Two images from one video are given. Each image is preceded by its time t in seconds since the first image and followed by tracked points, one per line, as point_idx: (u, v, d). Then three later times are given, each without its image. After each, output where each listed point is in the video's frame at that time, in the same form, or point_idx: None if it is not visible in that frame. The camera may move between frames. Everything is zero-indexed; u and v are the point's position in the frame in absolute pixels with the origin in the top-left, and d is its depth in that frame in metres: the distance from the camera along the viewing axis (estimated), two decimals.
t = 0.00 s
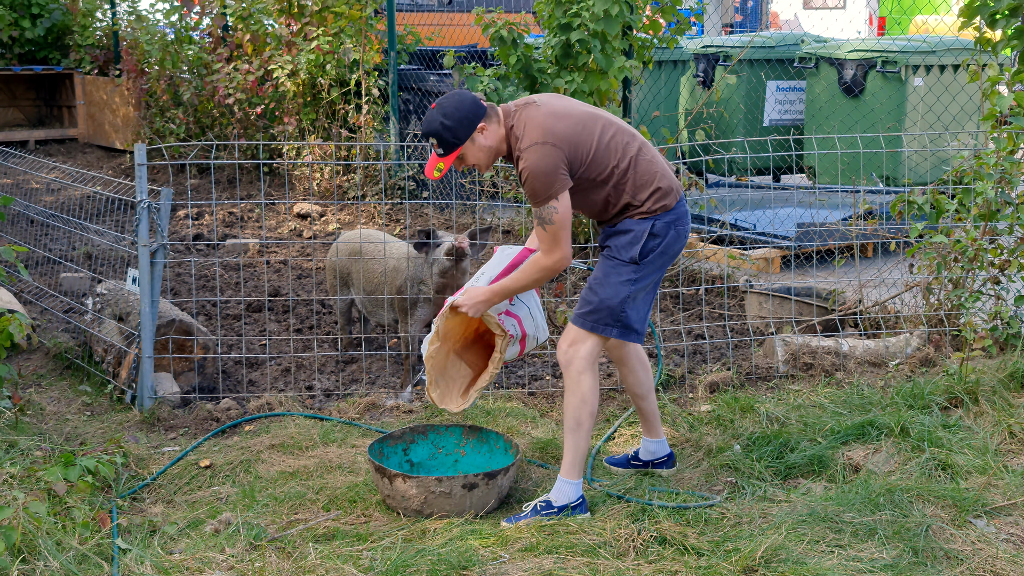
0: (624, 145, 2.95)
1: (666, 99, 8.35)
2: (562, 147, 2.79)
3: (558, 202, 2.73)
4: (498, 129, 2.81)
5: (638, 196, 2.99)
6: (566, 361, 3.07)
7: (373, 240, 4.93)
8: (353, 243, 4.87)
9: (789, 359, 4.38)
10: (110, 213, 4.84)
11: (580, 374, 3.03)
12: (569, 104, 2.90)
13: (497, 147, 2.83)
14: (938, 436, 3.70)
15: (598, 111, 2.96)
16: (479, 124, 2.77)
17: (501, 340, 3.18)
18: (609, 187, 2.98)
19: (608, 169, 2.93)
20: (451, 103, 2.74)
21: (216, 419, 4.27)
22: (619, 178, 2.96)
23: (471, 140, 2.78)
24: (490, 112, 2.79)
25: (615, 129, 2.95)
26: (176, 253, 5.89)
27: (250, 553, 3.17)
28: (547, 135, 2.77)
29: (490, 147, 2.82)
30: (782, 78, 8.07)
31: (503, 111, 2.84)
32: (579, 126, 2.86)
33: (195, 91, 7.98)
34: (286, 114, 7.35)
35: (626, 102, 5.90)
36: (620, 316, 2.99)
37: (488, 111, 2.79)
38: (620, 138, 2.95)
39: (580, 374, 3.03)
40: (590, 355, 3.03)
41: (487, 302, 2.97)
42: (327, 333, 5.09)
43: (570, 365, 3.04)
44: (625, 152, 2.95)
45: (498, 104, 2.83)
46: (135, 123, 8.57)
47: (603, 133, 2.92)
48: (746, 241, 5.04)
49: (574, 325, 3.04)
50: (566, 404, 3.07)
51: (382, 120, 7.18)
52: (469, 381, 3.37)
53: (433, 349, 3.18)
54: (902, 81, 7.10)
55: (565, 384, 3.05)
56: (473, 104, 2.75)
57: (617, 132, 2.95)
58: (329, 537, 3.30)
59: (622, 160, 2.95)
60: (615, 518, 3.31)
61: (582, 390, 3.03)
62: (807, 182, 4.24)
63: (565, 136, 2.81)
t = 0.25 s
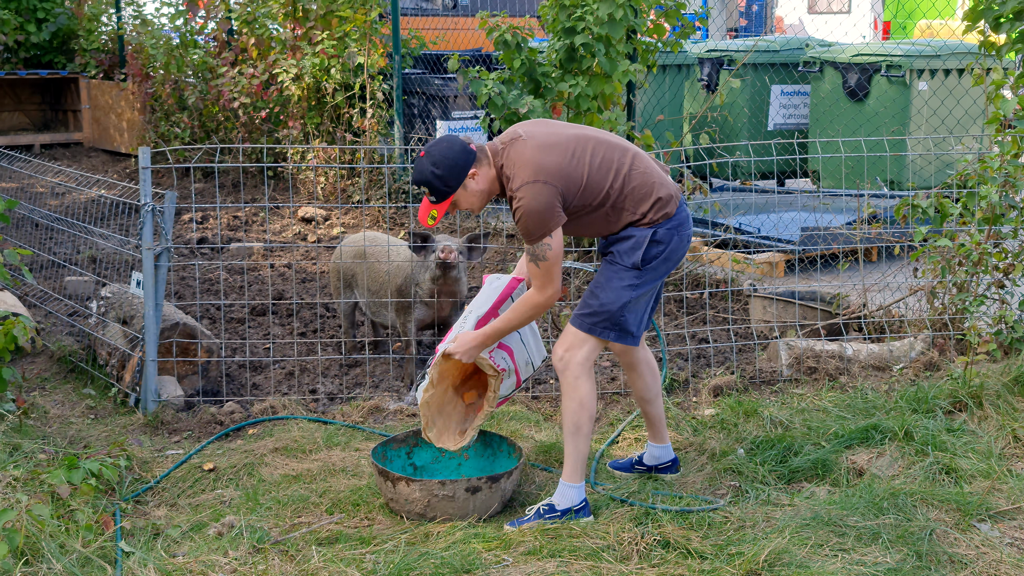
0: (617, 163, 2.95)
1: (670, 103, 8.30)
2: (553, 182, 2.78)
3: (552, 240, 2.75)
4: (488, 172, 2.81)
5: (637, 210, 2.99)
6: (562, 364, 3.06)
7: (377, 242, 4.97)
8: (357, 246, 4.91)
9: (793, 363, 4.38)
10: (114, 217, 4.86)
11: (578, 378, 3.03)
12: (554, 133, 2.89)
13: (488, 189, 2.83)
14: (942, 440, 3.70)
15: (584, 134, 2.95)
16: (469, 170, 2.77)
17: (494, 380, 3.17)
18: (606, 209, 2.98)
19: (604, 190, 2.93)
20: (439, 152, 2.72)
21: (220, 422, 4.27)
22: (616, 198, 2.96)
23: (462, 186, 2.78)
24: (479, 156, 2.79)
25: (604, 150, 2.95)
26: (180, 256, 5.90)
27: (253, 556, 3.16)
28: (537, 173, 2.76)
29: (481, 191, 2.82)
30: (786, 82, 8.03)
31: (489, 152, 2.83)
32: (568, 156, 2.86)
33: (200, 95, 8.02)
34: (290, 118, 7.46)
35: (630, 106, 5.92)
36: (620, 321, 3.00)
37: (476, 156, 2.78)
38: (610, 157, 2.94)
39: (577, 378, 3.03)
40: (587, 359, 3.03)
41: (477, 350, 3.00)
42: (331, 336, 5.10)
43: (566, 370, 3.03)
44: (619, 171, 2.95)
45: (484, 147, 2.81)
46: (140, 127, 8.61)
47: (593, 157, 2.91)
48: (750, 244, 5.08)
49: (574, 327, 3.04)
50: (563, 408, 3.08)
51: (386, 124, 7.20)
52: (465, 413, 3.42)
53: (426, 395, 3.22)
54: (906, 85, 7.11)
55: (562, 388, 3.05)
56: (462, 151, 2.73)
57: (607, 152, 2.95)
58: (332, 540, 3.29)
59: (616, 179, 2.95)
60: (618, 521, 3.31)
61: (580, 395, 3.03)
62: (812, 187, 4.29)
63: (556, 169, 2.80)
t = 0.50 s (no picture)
0: (613, 176, 2.94)
1: (675, 107, 8.30)
2: (553, 204, 2.74)
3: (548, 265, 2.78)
4: (486, 198, 2.77)
5: (637, 218, 2.98)
6: (564, 370, 3.04)
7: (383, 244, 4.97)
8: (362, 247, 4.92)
9: (798, 367, 4.40)
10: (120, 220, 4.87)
11: (579, 384, 3.01)
12: (548, 152, 2.85)
13: (487, 216, 2.80)
14: (948, 444, 3.70)
15: (579, 148, 2.92)
16: (468, 198, 2.73)
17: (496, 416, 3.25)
18: (605, 223, 2.96)
19: (603, 204, 2.91)
20: (438, 180, 2.68)
21: (225, 425, 4.28)
22: (615, 211, 2.95)
23: (461, 214, 2.75)
24: (476, 183, 2.75)
25: (599, 163, 2.93)
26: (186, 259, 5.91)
27: (258, 559, 3.17)
28: (536, 196, 2.72)
29: (480, 217, 2.79)
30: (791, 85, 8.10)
31: (485, 176, 2.79)
32: (565, 175, 2.82)
33: (205, 99, 8.05)
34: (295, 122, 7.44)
35: (635, 109, 5.93)
36: (623, 325, 2.99)
37: (474, 182, 2.74)
38: (607, 170, 2.93)
39: (579, 384, 3.01)
40: (588, 365, 3.02)
41: (484, 400, 3.02)
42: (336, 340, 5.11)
43: (568, 376, 3.02)
44: (616, 184, 2.94)
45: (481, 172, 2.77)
46: (145, 130, 8.65)
47: (589, 172, 2.89)
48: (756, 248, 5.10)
49: (577, 331, 3.02)
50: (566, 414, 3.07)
51: (391, 127, 7.20)
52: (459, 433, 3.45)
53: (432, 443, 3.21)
54: (912, 89, 7.09)
55: (564, 394, 3.03)
56: (461, 180, 2.69)
57: (603, 165, 2.93)
58: (337, 543, 3.29)
59: (614, 191, 2.93)
60: (624, 525, 3.31)
61: (582, 400, 3.02)
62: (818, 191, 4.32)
63: (554, 190, 2.77)
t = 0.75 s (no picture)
0: (612, 186, 2.93)
1: (681, 109, 8.30)
2: (552, 217, 2.74)
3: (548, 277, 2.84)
4: (485, 212, 2.77)
5: (637, 226, 2.98)
6: (565, 374, 3.04)
7: (388, 246, 4.99)
8: (367, 248, 4.94)
9: (803, 369, 4.39)
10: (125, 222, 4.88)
11: (580, 388, 3.01)
12: (546, 164, 2.84)
13: (486, 229, 2.80)
14: (953, 447, 3.70)
15: (576, 159, 2.91)
16: (465, 212, 2.73)
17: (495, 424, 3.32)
18: (605, 232, 2.96)
19: (603, 214, 2.91)
20: (434, 195, 2.70)
21: (230, 427, 4.28)
22: (615, 221, 2.94)
23: (459, 228, 2.75)
24: (473, 197, 2.75)
25: (597, 172, 2.91)
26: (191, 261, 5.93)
27: (263, 561, 3.17)
28: (534, 211, 2.71)
29: (478, 231, 2.79)
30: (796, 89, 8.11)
31: (483, 190, 2.78)
32: (564, 187, 2.81)
33: (211, 101, 8.08)
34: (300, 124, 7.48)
35: (640, 112, 5.94)
36: (625, 329, 2.99)
37: (472, 197, 2.74)
38: (606, 179, 2.92)
39: (580, 389, 3.01)
40: (589, 368, 3.01)
41: (496, 417, 3.09)
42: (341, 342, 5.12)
43: (568, 380, 3.01)
44: (614, 193, 2.93)
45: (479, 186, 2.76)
46: (150, 132, 8.67)
47: (588, 182, 2.88)
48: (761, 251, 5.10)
49: (578, 334, 3.02)
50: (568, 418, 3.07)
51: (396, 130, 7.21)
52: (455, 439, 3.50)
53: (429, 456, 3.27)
54: (917, 91, 7.06)
55: (565, 399, 3.03)
56: (457, 194, 2.70)
57: (601, 175, 2.92)
58: (342, 545, 3.29)
59: (614, 199, 2.93)
60: (628, 527, 3.31)
61: (584, 404, 3.02)
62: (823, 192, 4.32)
63: (554, 204, 2.76)
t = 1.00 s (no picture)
0: (615, 188, 2.93)
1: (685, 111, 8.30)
2: (556, 221, 2.74)
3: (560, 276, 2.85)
4: (489, 219, 2.78)
5: (640, 228, 2.98)
6: (568, 378, 3.04)
7: (392, 249, 4.99)
8: (371, 251, 4.95)
9: (807, 372, 4.39)
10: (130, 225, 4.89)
11: (584, 392, 3.02)
12: (548, 168, 2.84)
13: (490, 236, 2.81)
14: (957, 449, 3.69)
15: (578, 162, 2.91)
16: (470, 221, 2.74)
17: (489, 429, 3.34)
18: (609, 235, 2.96)
19: (607, 217, 2.91)
20: (438, 205, 2.70)
21: (234, 429, 4.28)
22: (618, 224, 2.95)
23: (464, 237, 2.77)
24: (477, 205, 2.76)
25: (599, 175, 2.92)
26: (195, 264, 5.94)
27: (267, 563, 3.17)
28: (538, 216, 2.72)
29: (483, 238, 2.80)
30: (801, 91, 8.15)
31: (486, 198, 2.79)
32: (566, 191, 2.82)
33: (215, 104, 8.12)
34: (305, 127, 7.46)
35: (644, 115, 5.95)
36: (628, 331, 2.99)
37: (475, 205, 2.75)
38: (608, 182, 2.92)
39: (584, 393, 3.01)
40: (593, 372, 3.01)
41: (518, 408, 3.13)
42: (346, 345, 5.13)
43: (572, 383, 3.01)
44: (617, 195, 2.93)
45: (481, 195, 2.77)
46: (155, 135, 8.71)
47: (591, 185, 2.88)
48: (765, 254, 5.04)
49: (582, 337, 3.02)
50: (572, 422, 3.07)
51: (400, 133, 7.21)
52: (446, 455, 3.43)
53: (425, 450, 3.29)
54: (921, 94, 7.06)
55: (569, 403, 3.04)
56: (460, 203, 2.71)
57: (604, 178, 2.92)
58: (346, 547, 3.29)
59: (617, 202, 2.93)
60: (632, 530, 3.30)
61: (588, 409, 3.03)
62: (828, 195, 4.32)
63: (557, 208, 2.76)
